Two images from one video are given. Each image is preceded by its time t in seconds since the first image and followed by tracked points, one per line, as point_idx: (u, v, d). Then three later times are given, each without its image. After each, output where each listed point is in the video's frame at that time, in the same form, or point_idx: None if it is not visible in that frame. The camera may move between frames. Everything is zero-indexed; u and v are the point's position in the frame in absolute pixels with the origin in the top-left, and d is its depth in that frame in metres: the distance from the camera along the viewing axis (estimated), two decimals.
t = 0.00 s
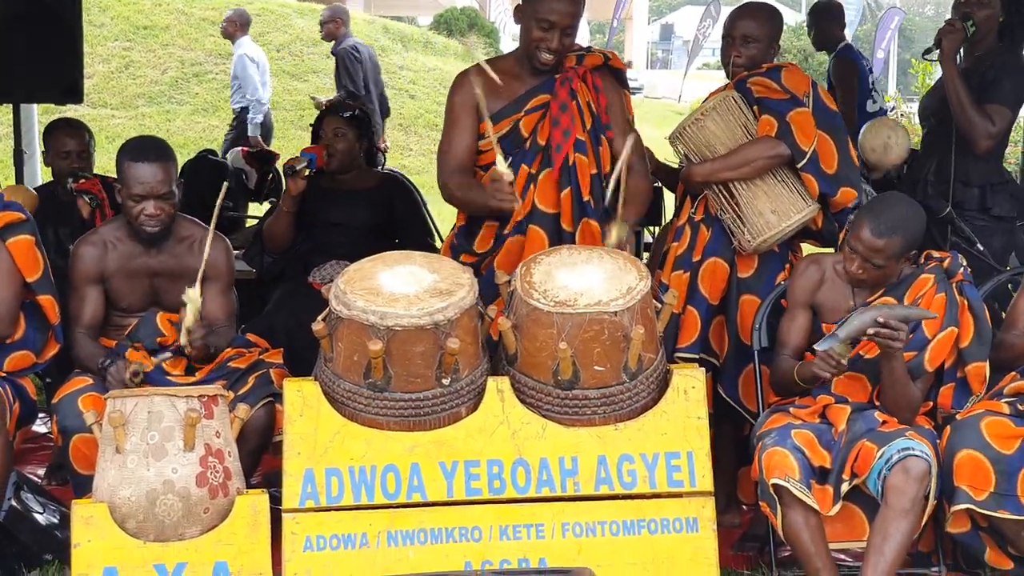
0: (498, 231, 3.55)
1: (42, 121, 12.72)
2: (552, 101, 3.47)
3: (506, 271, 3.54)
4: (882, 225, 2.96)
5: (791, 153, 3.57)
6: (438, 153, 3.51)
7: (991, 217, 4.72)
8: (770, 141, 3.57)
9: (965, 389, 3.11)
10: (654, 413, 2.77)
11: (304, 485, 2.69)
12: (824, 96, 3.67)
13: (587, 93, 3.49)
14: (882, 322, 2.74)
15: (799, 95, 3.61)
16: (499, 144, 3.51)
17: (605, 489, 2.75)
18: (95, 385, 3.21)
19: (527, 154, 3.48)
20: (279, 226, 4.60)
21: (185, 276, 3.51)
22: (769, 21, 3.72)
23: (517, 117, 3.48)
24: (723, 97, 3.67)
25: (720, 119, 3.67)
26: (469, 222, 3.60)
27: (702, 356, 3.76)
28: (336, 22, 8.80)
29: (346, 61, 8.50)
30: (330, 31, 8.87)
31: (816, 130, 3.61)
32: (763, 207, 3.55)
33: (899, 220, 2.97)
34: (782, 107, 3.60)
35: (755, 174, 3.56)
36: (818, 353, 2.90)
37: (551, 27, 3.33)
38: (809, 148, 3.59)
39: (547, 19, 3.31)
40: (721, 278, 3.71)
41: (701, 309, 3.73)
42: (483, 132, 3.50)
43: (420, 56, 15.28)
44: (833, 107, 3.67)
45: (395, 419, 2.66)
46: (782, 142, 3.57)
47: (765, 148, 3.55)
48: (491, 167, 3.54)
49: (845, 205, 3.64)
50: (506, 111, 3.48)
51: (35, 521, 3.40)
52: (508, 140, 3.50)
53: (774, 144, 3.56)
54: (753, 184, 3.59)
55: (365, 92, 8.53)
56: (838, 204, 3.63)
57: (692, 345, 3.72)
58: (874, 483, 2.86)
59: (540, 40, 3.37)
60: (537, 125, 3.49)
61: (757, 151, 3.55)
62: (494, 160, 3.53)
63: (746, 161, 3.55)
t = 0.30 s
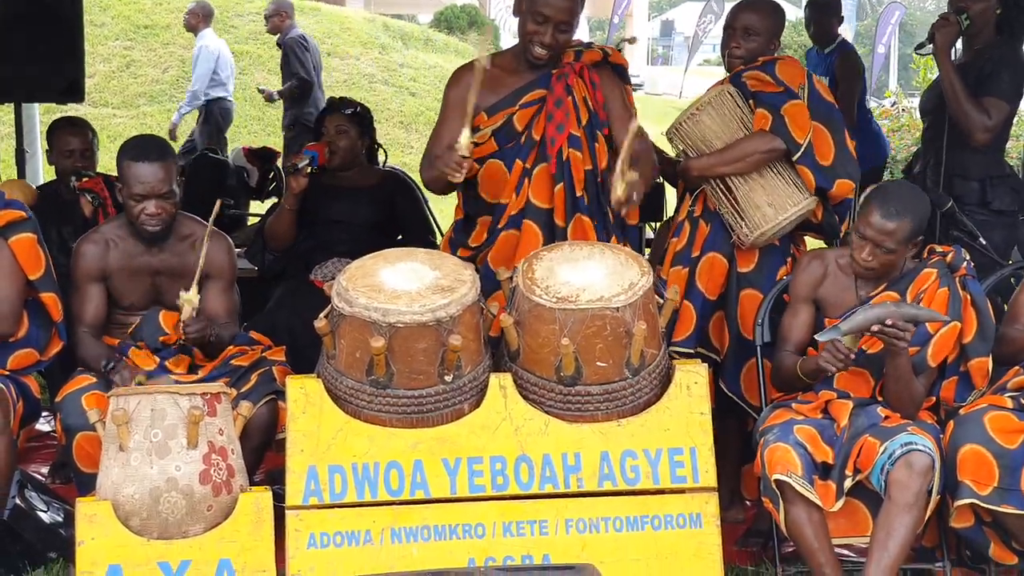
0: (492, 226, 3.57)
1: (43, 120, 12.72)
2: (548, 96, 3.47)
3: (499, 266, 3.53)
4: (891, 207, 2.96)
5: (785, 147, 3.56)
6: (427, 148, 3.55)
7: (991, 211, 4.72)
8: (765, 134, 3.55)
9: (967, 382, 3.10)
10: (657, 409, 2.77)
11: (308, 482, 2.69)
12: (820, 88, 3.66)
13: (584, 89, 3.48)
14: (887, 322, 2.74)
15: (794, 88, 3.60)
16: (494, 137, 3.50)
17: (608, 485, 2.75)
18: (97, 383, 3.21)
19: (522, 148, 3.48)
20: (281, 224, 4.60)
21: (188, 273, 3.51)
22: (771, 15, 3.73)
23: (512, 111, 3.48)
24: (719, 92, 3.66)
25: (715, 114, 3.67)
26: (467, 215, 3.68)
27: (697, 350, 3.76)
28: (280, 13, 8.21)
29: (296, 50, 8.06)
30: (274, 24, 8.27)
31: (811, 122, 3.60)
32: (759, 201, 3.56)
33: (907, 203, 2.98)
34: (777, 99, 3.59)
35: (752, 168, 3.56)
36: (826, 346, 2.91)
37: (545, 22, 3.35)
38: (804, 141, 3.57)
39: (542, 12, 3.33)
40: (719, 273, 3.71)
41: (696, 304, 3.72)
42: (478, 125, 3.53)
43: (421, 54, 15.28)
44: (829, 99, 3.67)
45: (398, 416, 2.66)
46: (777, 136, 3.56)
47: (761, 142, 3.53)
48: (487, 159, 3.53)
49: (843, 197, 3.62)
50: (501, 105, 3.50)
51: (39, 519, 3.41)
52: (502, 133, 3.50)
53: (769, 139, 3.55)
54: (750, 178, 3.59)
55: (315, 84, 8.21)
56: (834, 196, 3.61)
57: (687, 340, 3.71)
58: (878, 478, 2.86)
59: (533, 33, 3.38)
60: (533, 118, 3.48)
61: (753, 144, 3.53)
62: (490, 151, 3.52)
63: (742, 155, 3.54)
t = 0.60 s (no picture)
0: (491, 219, 3.59)
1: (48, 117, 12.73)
2: (551, 90, 3.45)
3: (498, 259, 3.57)
4: (889, 206, 2.97)
5: (784, 127, 3.56)
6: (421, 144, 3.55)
7: (993, 214, 4.69)
8: (763, 119, 3.57)
9: (969, 386, 3.09)
10: (659, 410, 2.77)
11: (309, 481, 2.69)
12: (820, 83, 3.66)
13: (588, 82, 3.47)
14: (888, 313, 2.73)
15: (793, 78, 3.61)
16: (497, 133, 3.51)
17: (610, 486, 2.75)
18: (99, 380, 3.20)
19: (524, 141, 3.48)
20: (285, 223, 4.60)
21: (190, 271, 3.51)
22: (772, 16, 3.74)
23: (514, 106, 3.46)
24: (721, 89, 3.67)
25: (718, 109, 3.65)
26: (472, 215, 3.70)
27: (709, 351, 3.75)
28: (246, 8, 8.07)
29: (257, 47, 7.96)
30: (236, 19, 8.11)
31: (810, 108, 3.60)
32: (765, 194, 3.53)
33: (909, 203, 2.98)
34: (777, 89, 3.60)
35: (753, 154, 3.55)
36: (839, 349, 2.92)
37: (555, 29, 3.31)
38: (803, 122, 3.58)
39: (551, 20, 3.29)
40: (725, 274, 3.71)
41: (706, 305, 3.72)
42: (480, 122, 3.51)
43: (424, 53, 15.28)
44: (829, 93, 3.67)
45: (399, 415, 2.66)
46: (775, 119, 3.57)
47: (759, 126, 3.55)
48: (491, 155, 3.55)
49: (842, 183, 3.64)
50: (504, 101, 3.46)
51: (40, 516, 3.41)
52: (505, 129, 3.49)
53: (767, 121, 3.56)
54: (752, 169, 3.57)
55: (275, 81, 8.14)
56: (832, 183, 3.62)
57: (699, 343, 3.71)
58: (880, 481, 2.85)
59: (542, 40, 3.35)
60: (536, 112, 3.47)
61: (752, 130, 3.55)
62: (493, 149, 3.53)
63: (743, 142, 3.55)
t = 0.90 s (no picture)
0: (490, 225, 3.56)
1: (48, 115, 12.73)
2: (551, 96, 3.46)
3: (498, 266, 3.53)
4: (889, 217, 2.96)
5: (789, 145, 3.54)
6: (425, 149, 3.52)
7: (991, 216, 4.68)
8: (767, 133, 3.54)
9: (968, 388, 3.10)
10: (658, 412, 2.76)
11: (308, 482, 2.68)
12: (823, 91, 3.64)
13: (587, 89, 3.49)
14: (894, 320, 2.73)
15: (797, 88, 3.58)
16: (496, 137, 3.50)
17: (609, 488, 2.74)
18: (100, 380, 3.21)
19: (523, 146, 3.48)
20: (285, 223, 4.60)
21: (191, 271, 3.50)
22: (771, 19, 3.74)
23: (513, 110, 3.46)
24: (722, 94, 3.67)
25: (719, 117, 3.67)
26: (471, 216, 3.68)
27: (702, 353, 3.74)
28: (192, 6, 7.87)
29: (200, 50, 7.83)
30: (184, 18, 7.97)
31: (814, 122, 3.58)
32: (764, 202, 3.56)
33: (909, 211, 2.98)
34: (780, 100, 3.57)
35: (755, 167, 3.55)
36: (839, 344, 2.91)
37: (555, 28, 3.30)
38: (808, 138, 3.55)
39: (552, 20, 3.29)
40: (722, 276, 3.71)
41: (701, 307, 3.73)
42: (480, 124, 3.51)
43: (425, 53, 15.29)
44: (832, 100, 3.64)
45: (399, 416, 2.65)
46: (779, 134, 3.54)
47: (763, 141, 3.53)
48: (490, 159, 3.54)
49: (846, 195, 3.61)
50: (503, 104, 3.46)
51: (38, 517, 3.41)
52: (505, 133, 3.49)
53: (772, 137, 3.53)
54: (753, 178, 3.58)
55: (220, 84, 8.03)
56: (837, 194, 3.59)
57: (692, 343, 3.71)
58: (879, 484, 2.85)
59: (543, 40, 3.34)
60: (534, 118, 3.47)
61: (756, 144, 3.53)
62: (492, 151, 3.53)
63: (745, 155, 3.54)
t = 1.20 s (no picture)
0: (506, 230, 3.56)
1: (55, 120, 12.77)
2: (562, 100, 3.45)
3: (511, 269, 3.54)
4: (897, 226, 2.95)
5: (798, 150, 3.53)
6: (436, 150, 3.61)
7: (996, 220, 4.66)
8: (777, 139, 3.53)
9: (977, 393, 3.09)
10: (666, 416, 2.76)
11: (316, 486, 2.68)
12: (832, 96, 3.63)
13: (597, 93, 3.48)
14: (905, 329, 2.72)
15: (806, 94, 3.58)
16: (506, 142, 3.51)
17: (616, 492, 2.74)
18: (108, 384, 3.23)
19: (536, 152, 3.47)
20: (293, 228, 4.61)
21: (199, 276, 3.51)
22: (778, 23, 3.74)
23: (524, 116, 3.47)
24: (732, 98, 3.66)
25: (729, 120, 3.66)
26: (479, 224, 3.69)
27: (709, 356, 3.73)
28: (148, 9, 8.05)
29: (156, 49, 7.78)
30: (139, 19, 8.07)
31: (824, 127, 3.57)
32: (772, 207, 3.54)
33: (914, 220, 2.96)
34: (790, 105, 3.57)
35: (765, 173, 3.54)
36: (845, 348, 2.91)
37: (571, 39, 3.30)
38: (817, 145, 3.54)
39: (568, 30, 3.28)
40: (729, 279, 3.70)
41: (708, 311, 3.72)
42: (490, 130, 3.52)
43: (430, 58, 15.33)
44: (841, 105, 3.64)
45: (407, 420, 2.65)
46: (789, 139, 3.53)
47: (773, 146, 3.52)
48: (499, 164, 3.54)
49: (854, 202, 3.61)
50: (514, 109, 3.47)
51: (46, 520, 3.41)
52: (515, 138, 3.49)
53: (782, 143, 3.53)
54: (761, 184, 3.57)
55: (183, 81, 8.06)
56: (846, 202, 3.60)
57: (698, 347, 3.70)
58: (888, 488, 2.84)
59: (558, 50, 3.33)
60: (545, 123, 3.47)
61: (765, 149, 3.53)
62: (502, 157, 3.53)
63: (754, 160, 3.53)
